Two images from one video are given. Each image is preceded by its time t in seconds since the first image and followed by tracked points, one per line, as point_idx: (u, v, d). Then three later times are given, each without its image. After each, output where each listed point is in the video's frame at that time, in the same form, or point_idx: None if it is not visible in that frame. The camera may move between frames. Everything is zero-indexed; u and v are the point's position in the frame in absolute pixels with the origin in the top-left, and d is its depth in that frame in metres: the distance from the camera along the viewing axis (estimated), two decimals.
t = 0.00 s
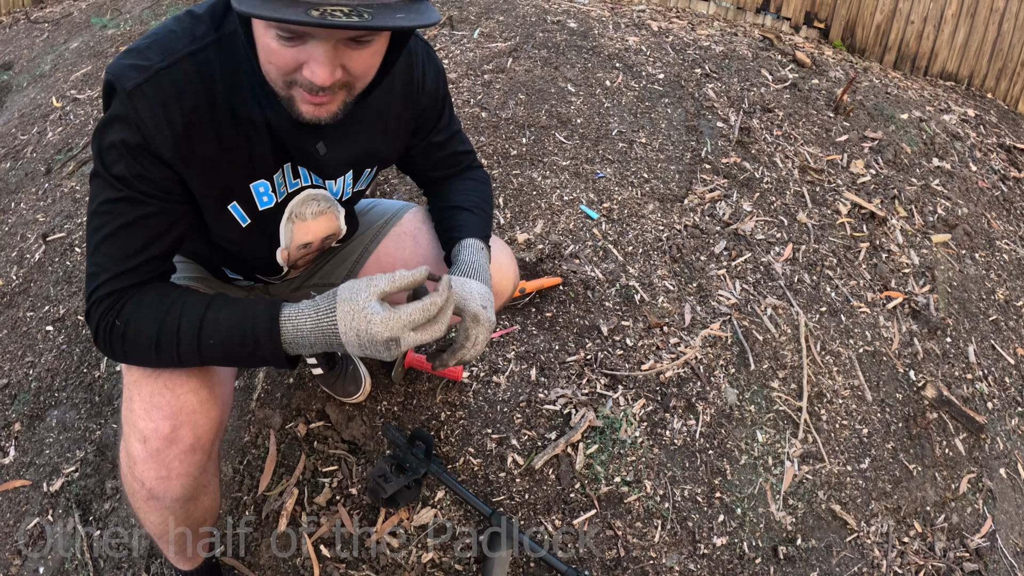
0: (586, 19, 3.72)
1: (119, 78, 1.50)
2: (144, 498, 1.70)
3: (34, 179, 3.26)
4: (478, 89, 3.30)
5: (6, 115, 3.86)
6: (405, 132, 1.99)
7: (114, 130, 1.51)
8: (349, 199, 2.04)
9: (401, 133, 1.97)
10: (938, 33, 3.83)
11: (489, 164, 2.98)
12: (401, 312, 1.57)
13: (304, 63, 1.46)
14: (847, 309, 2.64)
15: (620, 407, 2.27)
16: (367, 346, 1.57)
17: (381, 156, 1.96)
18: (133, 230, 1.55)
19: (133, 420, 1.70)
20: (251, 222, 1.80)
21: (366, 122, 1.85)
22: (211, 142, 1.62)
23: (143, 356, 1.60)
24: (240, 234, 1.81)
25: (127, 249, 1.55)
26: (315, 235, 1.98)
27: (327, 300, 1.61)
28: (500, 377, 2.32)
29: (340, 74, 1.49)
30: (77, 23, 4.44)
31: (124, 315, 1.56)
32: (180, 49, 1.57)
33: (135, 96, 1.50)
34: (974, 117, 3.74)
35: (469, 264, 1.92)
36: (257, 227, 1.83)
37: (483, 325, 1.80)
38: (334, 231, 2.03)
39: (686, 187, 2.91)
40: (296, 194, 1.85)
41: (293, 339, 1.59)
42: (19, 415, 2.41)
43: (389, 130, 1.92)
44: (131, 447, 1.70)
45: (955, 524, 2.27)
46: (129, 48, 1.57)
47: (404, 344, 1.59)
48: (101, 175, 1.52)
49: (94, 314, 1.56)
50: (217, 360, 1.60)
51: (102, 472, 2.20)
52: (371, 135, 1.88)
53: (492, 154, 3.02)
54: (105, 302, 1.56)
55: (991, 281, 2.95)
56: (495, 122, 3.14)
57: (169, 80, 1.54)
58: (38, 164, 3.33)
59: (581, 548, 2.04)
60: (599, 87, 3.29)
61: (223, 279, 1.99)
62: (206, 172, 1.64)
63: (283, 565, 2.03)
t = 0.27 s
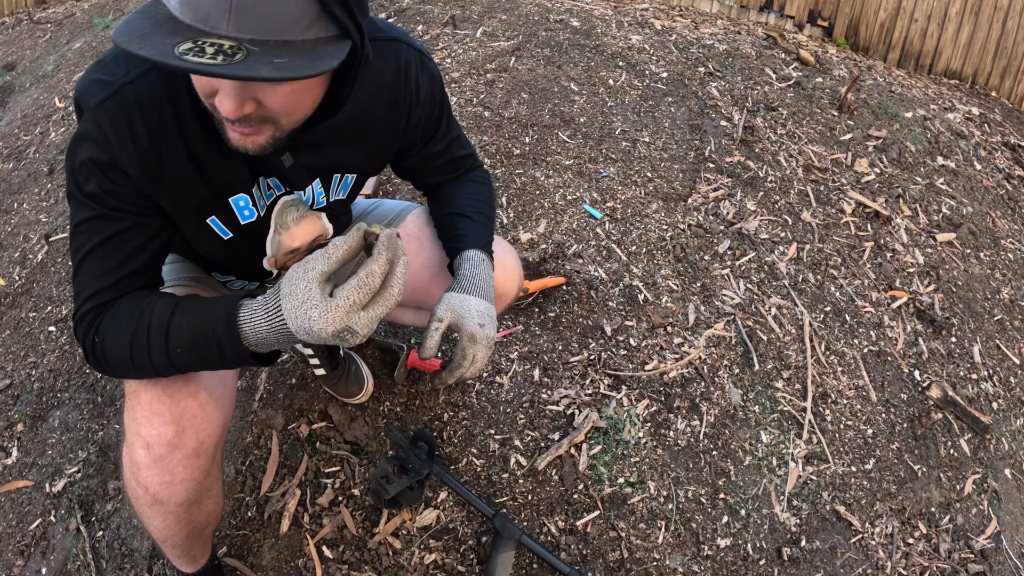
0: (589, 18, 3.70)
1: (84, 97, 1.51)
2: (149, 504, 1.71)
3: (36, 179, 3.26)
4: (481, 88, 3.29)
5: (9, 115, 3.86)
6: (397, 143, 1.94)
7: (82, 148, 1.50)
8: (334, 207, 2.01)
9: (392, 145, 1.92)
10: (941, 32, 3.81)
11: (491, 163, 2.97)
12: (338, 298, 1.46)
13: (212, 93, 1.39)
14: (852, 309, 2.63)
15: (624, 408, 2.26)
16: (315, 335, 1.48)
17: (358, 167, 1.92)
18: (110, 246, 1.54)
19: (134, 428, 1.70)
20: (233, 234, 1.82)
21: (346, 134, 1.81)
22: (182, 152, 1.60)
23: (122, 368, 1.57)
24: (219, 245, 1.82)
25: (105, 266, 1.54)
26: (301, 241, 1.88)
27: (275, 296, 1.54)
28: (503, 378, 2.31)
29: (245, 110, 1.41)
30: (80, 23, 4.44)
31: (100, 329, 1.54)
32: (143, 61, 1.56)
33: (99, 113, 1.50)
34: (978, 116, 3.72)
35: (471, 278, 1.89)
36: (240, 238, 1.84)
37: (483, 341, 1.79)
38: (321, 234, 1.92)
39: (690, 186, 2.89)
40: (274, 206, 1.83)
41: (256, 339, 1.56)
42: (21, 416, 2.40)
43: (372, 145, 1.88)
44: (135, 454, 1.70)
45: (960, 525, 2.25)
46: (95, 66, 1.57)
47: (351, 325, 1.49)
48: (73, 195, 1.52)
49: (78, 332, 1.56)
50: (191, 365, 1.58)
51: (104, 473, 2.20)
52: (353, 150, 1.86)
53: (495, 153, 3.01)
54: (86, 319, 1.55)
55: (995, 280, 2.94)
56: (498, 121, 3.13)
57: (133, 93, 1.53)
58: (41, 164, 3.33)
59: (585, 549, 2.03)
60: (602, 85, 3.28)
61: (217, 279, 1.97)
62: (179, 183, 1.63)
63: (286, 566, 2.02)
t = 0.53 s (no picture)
0: (594, 15, 3.69)
1: (69, 102, 1.54)
2: (155, 505, 1.70)
3: (41, 178, 3.26)
4: (486, 86, 3.28)
5: (13, 115, 3.86)
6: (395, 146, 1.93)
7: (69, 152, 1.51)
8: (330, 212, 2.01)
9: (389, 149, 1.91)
10: (946, 28, 3.80)
11: (497, 161, 2.97)
12: (348, 309, 1.46)
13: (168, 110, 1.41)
14: (859, 305, 2.62)
15: (632, 405, 2.25)
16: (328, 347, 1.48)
17: (352, 173, 1.91)
18: (101, 249, 1.54)
19: (141, 429, 1.70)
20: (219, 234, 1.81)
21: (340, 139, 1.80)
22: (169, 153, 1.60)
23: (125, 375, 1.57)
24: (206, 243, 1.82)
25: (98, 270, 1.54)
26: (292, 243, 1.92)
27: (280, 305, 1.53)
28: (511, 375, 2.31)
29: (193, 131, 1.40)
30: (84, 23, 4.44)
31: (100, 337, 1.54)
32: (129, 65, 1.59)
33: (82, 115, 1.51)
34: (984, 112, 3.71)
35: (471, 287, 1.86)
36: (227, 237, 1.83)
37: (481, 355, 1.77)
38: (311, 233, 1.96)
39: (696, 183, 2.89)
40: (267, 212, 1.83)
41: (261, 349, 1.55)
42: (27, 414, 2.40)
43: (365, 150, 1.87)
44: (141, 454, 1.70)
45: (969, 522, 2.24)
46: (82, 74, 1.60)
47: (365, 335, 1.49)
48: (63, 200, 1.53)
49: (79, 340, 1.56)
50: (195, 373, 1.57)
51: (110, 471, 2.20)
52: (343, 156, 1.85)
53: (501, 151, 3.00)
54: (85, 326, 1.55)
55: (1002, 277, 2.92)
56: (504, 119, 3.13)
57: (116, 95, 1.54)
58: (46, 163, 3.33)
59: (594, 547, 2.02)
60: (608, 83, 3.27)
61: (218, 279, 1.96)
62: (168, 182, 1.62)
63: (293, 565, 2.02)
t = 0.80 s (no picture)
0: (597, 16, 3.69)
1: (69, 101, 1.52)
2: (163, 512, 1.70)
3: (44, 179, 3.26)
4: (490, 87, 3.28)
5: (17, 117, 3.86)
6: (399, 145, 1.92)
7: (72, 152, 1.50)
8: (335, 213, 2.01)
9: (393, 146, 1.91)
10: (949, 28, 3.79)
11: (502, 161, 2.96)
12: (375, 326, 1.45)
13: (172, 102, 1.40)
14: (865, 305, 2.60)
15: (638, 406, 2.24)
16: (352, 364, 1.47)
17: (356, 173, 1.91)
18: (106, 250, 1.52)
19: (149, 435, 1.69)
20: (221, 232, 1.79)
21: (345, 137, 1.79)
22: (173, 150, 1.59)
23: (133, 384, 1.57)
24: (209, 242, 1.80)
25: (105, 271, 1.52)
26: (295, 243, 1.92)
27: (301, 318, 1.52)
28: (516, 376, 2.30)
29: (196, 128, 1.39)
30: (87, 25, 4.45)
31: (109, 345, 1.53)
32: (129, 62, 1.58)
33: (84, 116, 1.50)
34: (987, 112, 3.70)
35: (476, 284, 1.85)
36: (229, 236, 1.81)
37: (485, 352, 1.74)
38: (315, 233, 1.96)
39: (701, 183, 2.88)
40: (271, 212, 1.82)
41: (280, 364, 1.54)
42: (30, 416, 2.40)
43: (369, 150, 1.86)
44: (149, 461, 1.69)
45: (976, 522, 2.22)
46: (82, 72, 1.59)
47: (390, 355, 1.48)
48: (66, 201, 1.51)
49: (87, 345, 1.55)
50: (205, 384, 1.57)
51: (112, 473, 2.19)
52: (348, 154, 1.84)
53: (505, 151, 2.99)
54: (92, 331, 1.53)
55: (1008, 276, 2.91)
56: (507, 120, 3.12)
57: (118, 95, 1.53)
58: (49, 165, 3.33)
59: (600, 548, 2.01)
60: (611, 83, 3.27)
61: (223, 281, 1.96)
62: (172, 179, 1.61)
63: (297, 567, 2.00)
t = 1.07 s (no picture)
0: (598, 22, 3.70)
1: (87, 94, 1.46)
2: (170, 521, 1.69)
3: (46, 185, 3.27)
4: (492, 93, 3.28)
5: (19, 123, 3.87)
6: (410, 146, 1.94)
7: (87, 150, 1.47)
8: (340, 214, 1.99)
9: (405, 147, 1.92)
10: (950, 31, 3.80)
11: (504, 167, 2.96)
12: (397, 369, 1.47)
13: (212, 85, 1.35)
14: (868, 309, 2.60)
15: (641, 411, 2.23)
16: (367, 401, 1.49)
17: (367, 174, 1.91)
18: (116, 253, 1.51)
19: (156, 444, 1.69)
20: (232, 231, 1.76)
21: (358, 140, 1.81)
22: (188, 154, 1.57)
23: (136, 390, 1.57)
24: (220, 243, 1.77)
25: (113, 274, 1.51)
26: (303, 242, 1.90)
27: (318, 354, 1.54)
28: (519, 382, 2.30)
29: (234, 107, 1.35)
30: (89, 32, 4.46)
31: (117, 352, 1.53)
32: (149, 57, 1.53)
33: (104, 113, 1.46)
34: (989, 115, 3.70)
35: (471, 269, 1.86)
36: (240, 236, 1.79)
37: (477, 331, 1.65)
38: (322, 234, 1.95)
39: (703, 188, 2.88)
40: (281, 212, 1.80)
41: (292, 395, 1.56)
42: (31, 421, 2.40)
43: (379, 153, 1.88)
44: (156, 470, 1.69)
45: (981, 527, 2.21)
46: (97, 61, 1.52)
47: (408, 394, 1.50)
48: (77, 201, 1.50)
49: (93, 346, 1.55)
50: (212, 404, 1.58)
51: (114, 479, 2.19)
52: (361, 154, 1.84)
53: (507, 157, 3.00)
54: (100, 333, 1.53)
55: (1011, 280, 2.91)
56: (509, 125, 3.13)
57: (139, 92, 1.49)
58: (51, 171, 3.34)
59: (603, 555, 2.00)
60: (613, 89, 3.27)
61: (228, 288, 1.95)
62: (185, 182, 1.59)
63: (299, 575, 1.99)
